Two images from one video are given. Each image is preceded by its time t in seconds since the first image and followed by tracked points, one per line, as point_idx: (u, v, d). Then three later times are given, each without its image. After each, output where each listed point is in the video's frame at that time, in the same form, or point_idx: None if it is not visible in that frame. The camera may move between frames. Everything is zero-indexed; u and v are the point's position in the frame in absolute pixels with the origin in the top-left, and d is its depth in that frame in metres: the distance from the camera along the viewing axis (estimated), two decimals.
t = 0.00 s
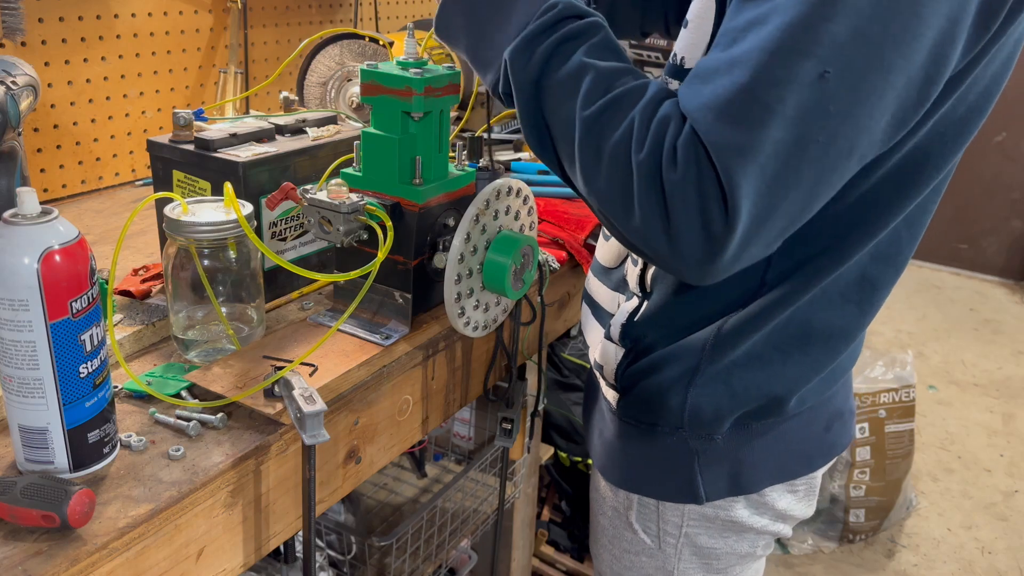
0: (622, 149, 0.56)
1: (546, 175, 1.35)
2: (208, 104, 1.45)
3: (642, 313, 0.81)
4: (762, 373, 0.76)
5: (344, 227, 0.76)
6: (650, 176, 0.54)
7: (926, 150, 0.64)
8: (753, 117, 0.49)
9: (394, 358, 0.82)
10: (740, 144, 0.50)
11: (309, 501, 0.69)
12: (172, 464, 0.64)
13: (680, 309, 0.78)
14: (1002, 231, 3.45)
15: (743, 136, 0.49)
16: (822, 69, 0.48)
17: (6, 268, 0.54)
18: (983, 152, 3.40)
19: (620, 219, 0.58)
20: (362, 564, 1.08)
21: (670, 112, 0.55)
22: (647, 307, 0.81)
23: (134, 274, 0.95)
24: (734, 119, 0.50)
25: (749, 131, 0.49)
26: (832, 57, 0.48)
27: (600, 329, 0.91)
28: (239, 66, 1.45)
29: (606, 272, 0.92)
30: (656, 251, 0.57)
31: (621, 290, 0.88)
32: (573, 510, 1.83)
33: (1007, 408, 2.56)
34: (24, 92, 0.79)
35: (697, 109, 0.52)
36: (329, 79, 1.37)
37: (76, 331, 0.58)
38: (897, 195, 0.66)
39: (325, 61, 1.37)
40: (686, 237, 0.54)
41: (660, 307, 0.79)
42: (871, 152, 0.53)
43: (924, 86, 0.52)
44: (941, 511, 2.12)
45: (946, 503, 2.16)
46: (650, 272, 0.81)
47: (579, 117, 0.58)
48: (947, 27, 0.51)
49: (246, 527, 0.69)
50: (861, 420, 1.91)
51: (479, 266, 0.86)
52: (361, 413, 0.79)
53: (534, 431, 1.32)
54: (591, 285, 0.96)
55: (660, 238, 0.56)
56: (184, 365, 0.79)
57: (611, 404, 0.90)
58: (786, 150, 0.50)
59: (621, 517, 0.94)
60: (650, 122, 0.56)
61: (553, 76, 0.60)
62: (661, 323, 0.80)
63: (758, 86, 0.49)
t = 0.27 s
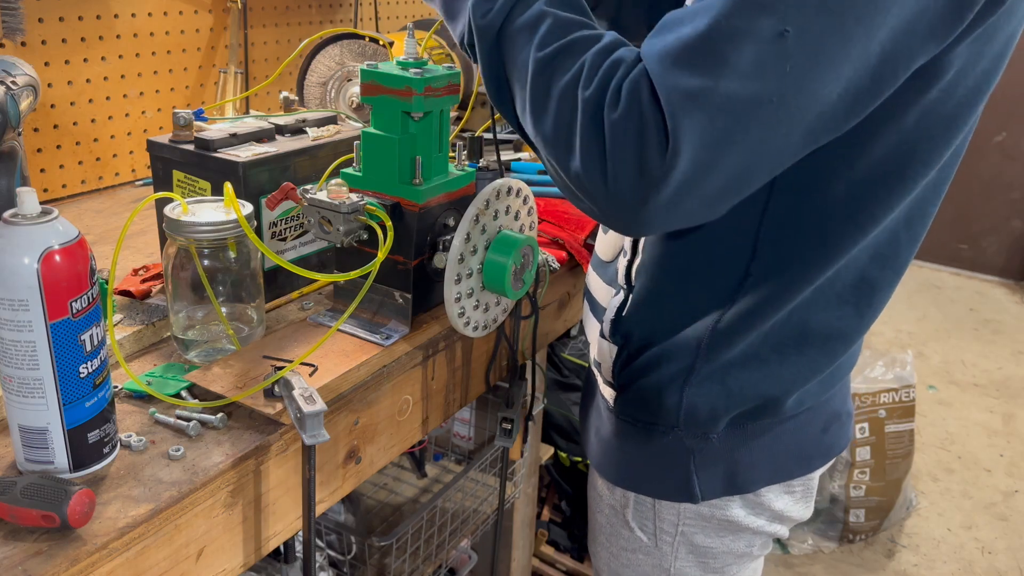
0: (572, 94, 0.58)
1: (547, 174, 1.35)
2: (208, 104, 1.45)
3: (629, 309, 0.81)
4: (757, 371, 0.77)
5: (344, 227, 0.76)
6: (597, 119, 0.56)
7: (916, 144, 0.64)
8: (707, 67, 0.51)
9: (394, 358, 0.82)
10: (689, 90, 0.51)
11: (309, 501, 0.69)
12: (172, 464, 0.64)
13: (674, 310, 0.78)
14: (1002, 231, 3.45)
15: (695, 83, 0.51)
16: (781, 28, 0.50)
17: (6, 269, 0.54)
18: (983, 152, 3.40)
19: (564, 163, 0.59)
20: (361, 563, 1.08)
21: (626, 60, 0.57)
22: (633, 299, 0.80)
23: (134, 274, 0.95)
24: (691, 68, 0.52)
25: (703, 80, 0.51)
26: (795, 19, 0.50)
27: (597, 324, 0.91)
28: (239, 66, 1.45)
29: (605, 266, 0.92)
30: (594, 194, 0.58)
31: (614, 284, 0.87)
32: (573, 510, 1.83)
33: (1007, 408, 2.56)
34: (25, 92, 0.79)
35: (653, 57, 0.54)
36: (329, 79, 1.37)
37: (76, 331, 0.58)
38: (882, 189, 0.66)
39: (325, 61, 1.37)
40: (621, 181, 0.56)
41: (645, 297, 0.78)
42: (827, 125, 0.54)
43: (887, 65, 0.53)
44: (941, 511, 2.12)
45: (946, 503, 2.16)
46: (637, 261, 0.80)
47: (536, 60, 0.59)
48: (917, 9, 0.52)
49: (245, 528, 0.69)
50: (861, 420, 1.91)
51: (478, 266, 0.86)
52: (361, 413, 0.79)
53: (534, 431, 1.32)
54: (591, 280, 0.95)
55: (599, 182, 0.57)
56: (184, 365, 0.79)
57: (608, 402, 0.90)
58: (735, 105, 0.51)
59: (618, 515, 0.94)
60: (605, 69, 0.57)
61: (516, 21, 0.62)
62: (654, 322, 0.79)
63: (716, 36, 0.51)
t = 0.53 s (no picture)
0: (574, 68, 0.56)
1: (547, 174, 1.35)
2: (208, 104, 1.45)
3: (636, 304, 0.81)
4: (768, 365, 0.77)
5: (344, 227, 0.76)
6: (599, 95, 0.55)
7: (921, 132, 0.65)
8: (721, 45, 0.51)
9: (394, 358, 0.82)
10: (702, 65, 0.51)
11: (309, 501, 0.69)
12: (172, 464, 0.64)
13: (683, 306, 0.78)
14: (1002, 231, 3.45)
15: (709, 59, 0.51)
16: (795, 7, 0.50)
17: (6, 269, 0.54)
18: (982, 151, 3.40)
19: (561, 142, 0.57)
20: (362, 563, 1.08)
21: (629, 39, 0.56)
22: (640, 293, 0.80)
23: (134, 274, 0.95)
24: (705, 47, 0.52)
25: (717, 57, 0.51)
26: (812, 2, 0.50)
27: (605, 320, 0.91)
28: (239, 66, 1.45)
29: (611, 262, 0.92)
30: (595, 174, 0.57)
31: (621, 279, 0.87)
32: (573, 511, 1.84)
33: (1007, 408, 2.56)
34: (25, 92, 0.79)
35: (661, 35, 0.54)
36: (329, 79, 1.37)
37: (76, 331, 0.58)
38: (888, 179, 0.66)
39: (325, 61, 1.37)
40: (627, 155, 0.54)
41: (654, 294, 0.79)
42: (834, 106, 0.54)
43: (896, 46, 0.54)
44: (941, 511, 2.12)
45: (946, 503, 2.16)
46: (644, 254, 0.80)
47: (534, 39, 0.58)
48: None
49: (246, 528, 0.69)
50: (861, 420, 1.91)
51: (479, 266, 0.86)
52: (361, 413, 0.79)
53: (534, 431, 1.32)
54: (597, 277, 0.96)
55: (602, 159, 0.55)
56: (184, 365, 0.79)
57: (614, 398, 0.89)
58: (745, 79, 0.51)
59: (625, 513, 0.94)
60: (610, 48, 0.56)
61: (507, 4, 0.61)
62: (663, 319, 0.80)
63: (730, 13, 0.50)
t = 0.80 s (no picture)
0: (685, 108, 0.53)
1: (546, 174, 1.36)
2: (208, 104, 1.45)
3: (654, 301, 0.82)
4: (790, 354, 0.77)
5: (344, 227, 0.76)
6: (725, 136, 0.52)
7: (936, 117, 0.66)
8: (827, 70, 0.49)
9: (394, 358, 0.83)
10: (819, 94, 0.49)
11: (309, 501, 0.69)
12: (172, 464, 0.64)
13: (699, 299, 0.78)
14: (1002, 231, 3.45)
15: (824, 87, 0.49)
16: (886, 20, 0.49)
17: (6, 269, 0.54)
18: (982, 152, 3.40)
19: (679, 190, 0.55)
20: (362, 563, 1.08)
21: (730, 70, 0.53)
22: (661, 291, 0.81)
23: (134, 274, 0.95)
24: (806, 72, 0.49)
25: (827, 83, 0.49)
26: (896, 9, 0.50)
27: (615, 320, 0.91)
28: (239, 66, 1.45)
29: (618, 262, 0.93)
30: (720, 219, 0.54)
31: (635, 280, 0.88)
32: (573, 511, 1.84)
33: (1007, 408, 2.56)
34: (25, 92, 0.79)
35: (764, 65, 0.51)
36: (329, 79, 1.37)
37: (76, 331, 0.58)
38: (911, 160, 0.67)
39: (325, 61, 1.37)
40: (769, 201, 0.53)
41: (675, 292, 0.80)
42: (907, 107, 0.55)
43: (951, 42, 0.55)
44: (941, 511, 2.12)
45: (946, 503, 2.16)
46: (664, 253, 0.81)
47: (628, 79, 0.54)
48: None
49: (246, 527, 0.69)
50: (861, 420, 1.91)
51: (478, 266, 0.86)
52: (361, 413, 0.79)
53: (534, 431, 1.32)
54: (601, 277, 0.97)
55: (732, 202, 0.53)
56: (184, 365, 0.79)
57: (628, 397, 0.89)
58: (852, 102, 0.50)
59: (638, 511, 0.94)
60: (705, 80, 0.53)
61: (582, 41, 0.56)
62: (680, 314, 0.81)
63: (830, 35, 0.49)
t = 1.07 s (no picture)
0: (762, 155, 0.58)
1: (546, 174, 1.36)
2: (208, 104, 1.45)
3: (671, 301, 0.82)
4: (809, 340, 0.81)
5: (344, 227, 0.76)
6: (808, 174, 0.57)
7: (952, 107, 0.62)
8: (896, 96, 0.54)
9: (393, 359, 0.83)
10: (891, 122, 0.54)
11: (309, 501, 0.69)
12: (172, 464, 0.64)
13: (711, 296, 0.80)
14: (1002, 231, 3.45)
15: (894, 113, 0.54)
16: (942, 36, 0.54)
17: (6, 269, 0.53)
18: (983, 152, 3.40)
19: (773, 231, 0.60)
20: (362, 563, 1.08)
21: (800, 110, 0.57)
22: (678, 293, 0.82)
23: (134, 274, 0.95)
24: (877, 102, 0.54)
25: (894, 109, 0.54)
26: (947, 23, 0.54)
27: (621, 323, 0.90)
28: (239, 66, 1.45)
29: (620, 267, 0.91)
30: (817, 250, 0.60)
31: (646, 283, 0.86)
32: (573, 511, 1.84)
33: (1007, 408, 2.56)
34: (24, 92, 0.79)
35: (831, 102, 0.56)
36: (329, 79, 1.36)
37: (76, 331, 0.58)
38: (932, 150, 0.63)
39: (325, 61, 1.36)
40: (863, 223, 0.58)
41: (693, 291, 0.80)
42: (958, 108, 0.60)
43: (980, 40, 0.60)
44: (941, 511, 2.12)
45: (946, 503, 2.16)
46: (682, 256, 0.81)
47: (698, 141, 0.60)
48: None
49: (246, 527, 0.69)
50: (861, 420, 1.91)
51: (478, 266, 0.86)
52: (361, 413, 0.80)
53: (535, 431, 1.32)
54: (597, 280, 0.96)
55: (826, 233, 0.59)
56: (184, 365, 0.79)
57: (643, 398, 0.89)
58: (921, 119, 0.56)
59: (656, 512, 0.92)
60: (777, 127, 0.58)
61: (650, 111, 0.62)
62: (697, 313, 0.81)
63: (892, 65, 0.53)
